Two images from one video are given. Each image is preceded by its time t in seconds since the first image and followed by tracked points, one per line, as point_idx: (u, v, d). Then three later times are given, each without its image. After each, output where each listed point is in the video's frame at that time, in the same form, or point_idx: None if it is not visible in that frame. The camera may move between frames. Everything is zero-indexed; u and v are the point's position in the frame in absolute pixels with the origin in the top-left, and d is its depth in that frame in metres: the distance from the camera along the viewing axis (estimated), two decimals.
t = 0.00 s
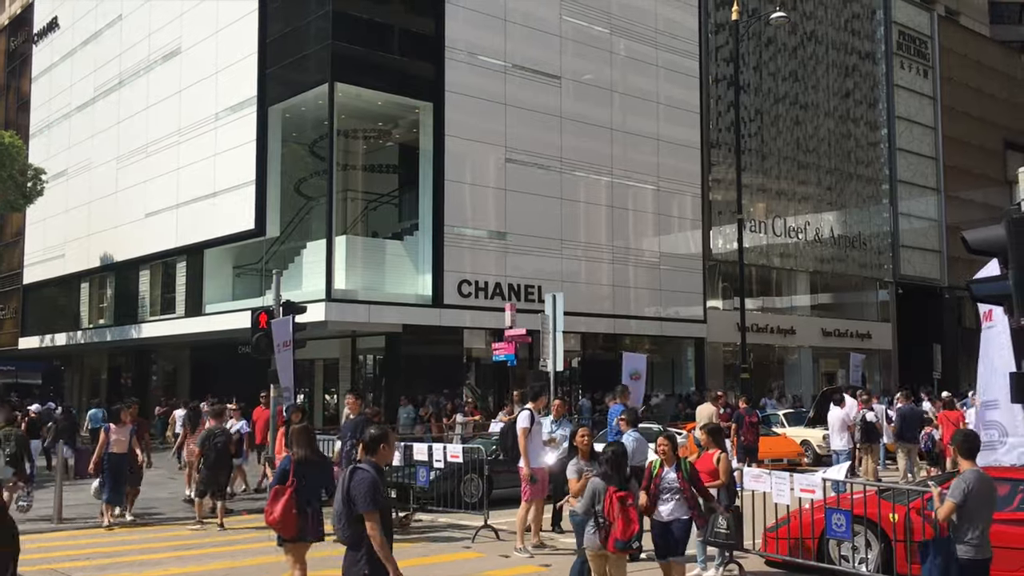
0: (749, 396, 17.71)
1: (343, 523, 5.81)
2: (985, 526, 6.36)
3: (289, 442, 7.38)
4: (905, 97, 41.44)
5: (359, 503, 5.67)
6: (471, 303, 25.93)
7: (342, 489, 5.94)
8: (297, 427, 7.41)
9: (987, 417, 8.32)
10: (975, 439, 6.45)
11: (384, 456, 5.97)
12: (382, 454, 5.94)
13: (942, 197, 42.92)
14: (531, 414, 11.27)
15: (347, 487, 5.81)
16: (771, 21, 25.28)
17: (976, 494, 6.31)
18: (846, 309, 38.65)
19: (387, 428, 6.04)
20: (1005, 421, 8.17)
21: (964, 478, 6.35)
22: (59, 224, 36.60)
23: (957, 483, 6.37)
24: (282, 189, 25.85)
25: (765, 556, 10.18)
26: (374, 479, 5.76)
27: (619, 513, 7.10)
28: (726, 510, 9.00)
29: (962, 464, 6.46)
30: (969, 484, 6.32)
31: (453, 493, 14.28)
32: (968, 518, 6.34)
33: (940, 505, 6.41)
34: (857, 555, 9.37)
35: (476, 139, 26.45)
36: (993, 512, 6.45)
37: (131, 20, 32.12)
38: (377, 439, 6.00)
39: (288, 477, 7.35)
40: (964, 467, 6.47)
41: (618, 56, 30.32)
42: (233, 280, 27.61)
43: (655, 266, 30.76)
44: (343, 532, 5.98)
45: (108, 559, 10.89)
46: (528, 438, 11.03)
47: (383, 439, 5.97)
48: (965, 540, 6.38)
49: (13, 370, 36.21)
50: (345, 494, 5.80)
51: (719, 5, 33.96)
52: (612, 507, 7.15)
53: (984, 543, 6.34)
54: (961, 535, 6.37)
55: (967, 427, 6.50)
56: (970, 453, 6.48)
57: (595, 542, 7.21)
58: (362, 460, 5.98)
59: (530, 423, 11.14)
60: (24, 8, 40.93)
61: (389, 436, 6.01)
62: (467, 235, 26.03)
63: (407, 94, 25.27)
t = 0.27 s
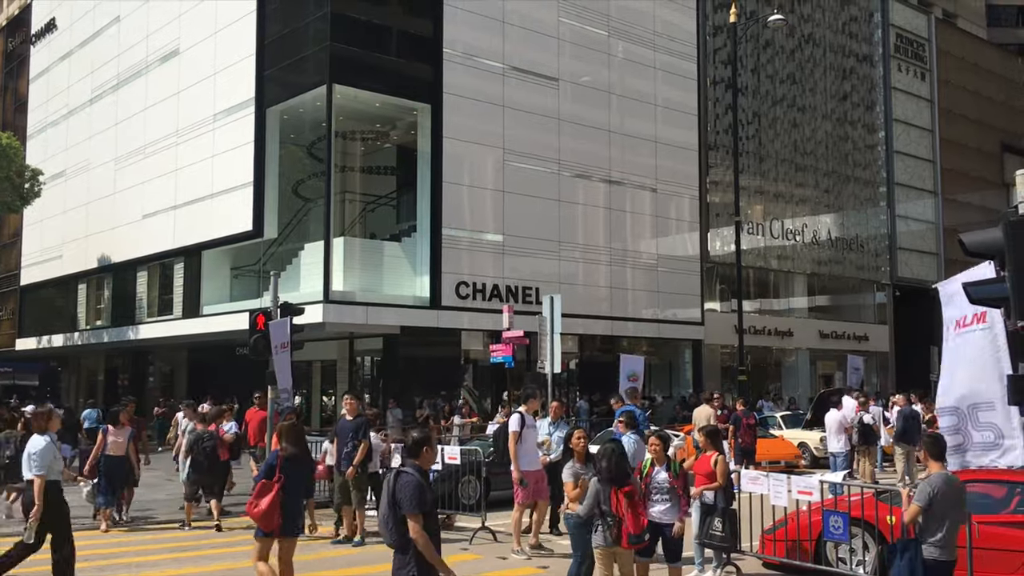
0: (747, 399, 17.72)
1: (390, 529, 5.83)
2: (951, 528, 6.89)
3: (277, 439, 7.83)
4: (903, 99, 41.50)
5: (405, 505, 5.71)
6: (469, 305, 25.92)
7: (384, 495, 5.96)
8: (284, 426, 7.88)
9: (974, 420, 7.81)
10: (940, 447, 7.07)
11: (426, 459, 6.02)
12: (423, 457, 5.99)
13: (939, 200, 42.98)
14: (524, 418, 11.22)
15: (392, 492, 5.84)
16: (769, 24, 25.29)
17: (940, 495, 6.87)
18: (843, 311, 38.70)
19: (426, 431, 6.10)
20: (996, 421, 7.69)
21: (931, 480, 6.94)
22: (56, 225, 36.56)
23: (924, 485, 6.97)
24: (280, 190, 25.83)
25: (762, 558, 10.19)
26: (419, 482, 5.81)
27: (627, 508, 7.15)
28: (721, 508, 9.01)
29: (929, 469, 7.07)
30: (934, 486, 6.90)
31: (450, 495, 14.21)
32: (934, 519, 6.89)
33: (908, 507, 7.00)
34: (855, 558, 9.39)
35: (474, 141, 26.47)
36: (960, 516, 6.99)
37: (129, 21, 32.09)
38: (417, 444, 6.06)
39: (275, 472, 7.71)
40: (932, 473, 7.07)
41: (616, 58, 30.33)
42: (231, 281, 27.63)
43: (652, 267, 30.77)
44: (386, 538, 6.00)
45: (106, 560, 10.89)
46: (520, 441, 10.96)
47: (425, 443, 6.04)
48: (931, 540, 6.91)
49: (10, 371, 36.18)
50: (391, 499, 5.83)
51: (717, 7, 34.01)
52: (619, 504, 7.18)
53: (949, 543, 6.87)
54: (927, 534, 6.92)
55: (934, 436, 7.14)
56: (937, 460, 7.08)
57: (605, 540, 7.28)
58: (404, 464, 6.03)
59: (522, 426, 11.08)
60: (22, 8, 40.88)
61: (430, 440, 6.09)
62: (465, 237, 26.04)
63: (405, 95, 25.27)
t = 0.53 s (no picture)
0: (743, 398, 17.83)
1: (425, 521, 5.92)
2: (924, 524, 6.90)
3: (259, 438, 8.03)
4: (899, 100, 41.58)
5: (437, 502, 5.82)
6: (465, 304, 25.90)
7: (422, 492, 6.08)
8: (266, 425, 8.08)
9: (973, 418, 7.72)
10: (908, 445, 7.10)
11: (465, 457, 6.21)
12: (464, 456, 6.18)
13: (935, 200, 43.04)
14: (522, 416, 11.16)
15: (429, 485, 5.94)
16: (765, 24, 25.28)
17: (911, 492, 6.88)
18: (839, 311, 38.76)
19: (468, 430, 6.32)
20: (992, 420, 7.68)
21: (902, 478, 6.94)
22: (52, 224, 36.48)
23: (894, 483, 6.97)
24: (276, 190, 25.80)
25: (758, 557, 10.23)
26: (455, 478, 5.93)
27: (624, 504, 7.13)
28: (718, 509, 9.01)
29: (898, 467, 7.10)
30: (905, 483, 6.91)
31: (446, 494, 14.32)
32: (906, 516, 6.89)
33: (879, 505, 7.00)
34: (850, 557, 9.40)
35: (470, 140, 26.46)
36: (932, 512, 7.01)
37: (125, 20, 32.05)
38: (457, 442, 6.24)
39: (256, 470, 7.91)
40: (902, 470, 7.08)
41: (612, 57, 30.34)
42: (227, 280, 27.58)
43: (648, 267, 30.78)
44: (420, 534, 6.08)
45: (102, 560, 10.88)
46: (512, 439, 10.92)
47: (466, 441, 6.25)
48: (903, 537, 6.92)
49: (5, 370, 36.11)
50: (426, 493, 5.93)
51: (714, 7, 34.03)
52: (618, 500, 7.18)
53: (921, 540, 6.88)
54: (898, 531, 6.93)
55: (902, 434, 7.16)
56: (905, 457, 7.11)
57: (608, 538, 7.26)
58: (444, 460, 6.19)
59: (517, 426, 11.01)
60: (17, 7, 40.81)
61: (471, 440, 6.30)
62: (462, 237, 26.03)
63: (401, 95, 25.25)
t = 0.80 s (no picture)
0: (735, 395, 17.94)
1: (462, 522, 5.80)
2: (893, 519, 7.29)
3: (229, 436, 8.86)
4: (890, 97, 41.67)
5: (475, 503, 5.71)
6: (458, 301, 25.89)
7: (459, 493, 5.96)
8: (233, 423, 8.99)
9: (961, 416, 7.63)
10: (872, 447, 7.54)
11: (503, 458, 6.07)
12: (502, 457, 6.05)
13: (926, 197, 43.18)
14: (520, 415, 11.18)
15: (466, 486, 5.85)
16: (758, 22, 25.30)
17: (883, 491, 7.23)
18: (830, 308, 38.86)
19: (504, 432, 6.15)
20: (984, 417, 7.50)
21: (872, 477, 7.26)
22: (42, 220, 36.31)
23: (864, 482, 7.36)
24: (268, 186, 25.69)
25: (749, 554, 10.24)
26: (495, 480, 5.82)
27: (633, 502, 7.34)
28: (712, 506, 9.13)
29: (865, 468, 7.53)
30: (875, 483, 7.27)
31: (439, 491, 14.45)
32: (877, 513, 7.26)
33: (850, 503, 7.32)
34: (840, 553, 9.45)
35: (463, 137, 26.44)
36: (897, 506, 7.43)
37: (116, 15, 31.92)
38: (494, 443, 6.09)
39: (228, 465, 8.69)
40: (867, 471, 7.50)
41: (605, 54, 30.34)
42: (219, 277, 27.40)
43: (641, 264, 30.81)
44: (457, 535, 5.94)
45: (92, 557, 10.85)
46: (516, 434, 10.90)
47: (504, 444, 6.10)
48: (874, 534, 7.31)
49: None
50: (465, 494, 5.82)
51: (707, 4, 34.05)
52: (629, 499, 7.40)
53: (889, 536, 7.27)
54: (870, 530, 7.29)
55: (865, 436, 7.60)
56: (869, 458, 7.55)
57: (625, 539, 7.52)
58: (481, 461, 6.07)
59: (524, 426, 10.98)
60: (8, 2, 40.59)
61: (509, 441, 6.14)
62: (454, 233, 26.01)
63: (394, 91, 25.22)
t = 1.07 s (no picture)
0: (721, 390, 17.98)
1: (497, 519, 5.76)
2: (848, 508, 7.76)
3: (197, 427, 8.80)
4: (877, 95, 41.84)
5: (514, 501, 5.65)
6: (446, 297, 25.88)
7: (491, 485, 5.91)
8: (200, 414, 8.91)
9: (944, 409, 7.90)
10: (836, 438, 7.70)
11: (536, 450, 5.96)
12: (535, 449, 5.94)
13: (912, 194, 43.40)
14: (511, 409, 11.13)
15: (500, 482, 5.78)
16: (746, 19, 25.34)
17: (845, 485, 7.64)
18: (817, 304, 39.02)
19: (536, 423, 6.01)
20: (968, 412, 7.82)
21: (836, 470, 7.65)
22: (27, 214, 36.07)
23: (828, 474, 7.64)
24: (255, 181, 25.65)
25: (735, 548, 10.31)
26: (529, 476, 5.73)
27: (633, 495, 7.55)
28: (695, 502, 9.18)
29: (827, 459, 7.73)
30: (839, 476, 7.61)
31: (426, 487, 14.40)
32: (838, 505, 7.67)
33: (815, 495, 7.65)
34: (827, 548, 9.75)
35: (451, 132, 26.41)
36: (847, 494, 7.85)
37: (102, 8, 31.71)
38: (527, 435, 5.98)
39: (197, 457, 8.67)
40: (827, 461, 7.72)
41: (594, 50, 30.35)
42: (205, 272, 27.51)
43: (629, 260, 30.86)
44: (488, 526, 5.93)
45: (76, 552, 10.80)
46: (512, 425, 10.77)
47: (535, 436, 5.97)
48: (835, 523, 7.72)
49: None
50: (498, 490, 5.76)
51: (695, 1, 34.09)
52: (628, 491, 7.61)
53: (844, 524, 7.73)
54: (834, 520, 7.68)
55: (831, 426, 7.69)
56: (830, 448, 7.73)
57: (624, 530, 7.75)
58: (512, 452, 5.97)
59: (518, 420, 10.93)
60: None
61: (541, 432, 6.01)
62: (443, 229, 25.99)
63: (382, 86, 25.16)
